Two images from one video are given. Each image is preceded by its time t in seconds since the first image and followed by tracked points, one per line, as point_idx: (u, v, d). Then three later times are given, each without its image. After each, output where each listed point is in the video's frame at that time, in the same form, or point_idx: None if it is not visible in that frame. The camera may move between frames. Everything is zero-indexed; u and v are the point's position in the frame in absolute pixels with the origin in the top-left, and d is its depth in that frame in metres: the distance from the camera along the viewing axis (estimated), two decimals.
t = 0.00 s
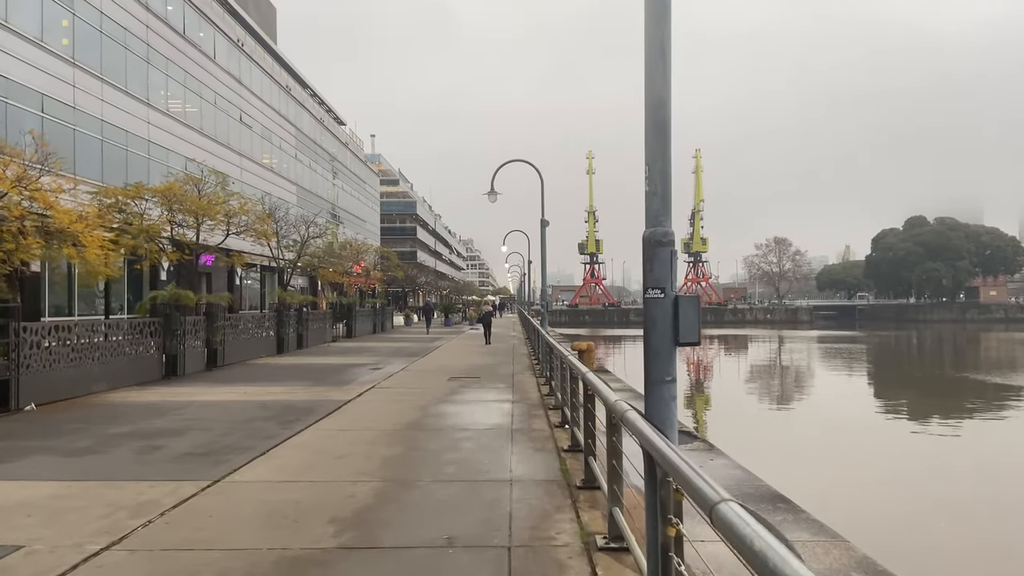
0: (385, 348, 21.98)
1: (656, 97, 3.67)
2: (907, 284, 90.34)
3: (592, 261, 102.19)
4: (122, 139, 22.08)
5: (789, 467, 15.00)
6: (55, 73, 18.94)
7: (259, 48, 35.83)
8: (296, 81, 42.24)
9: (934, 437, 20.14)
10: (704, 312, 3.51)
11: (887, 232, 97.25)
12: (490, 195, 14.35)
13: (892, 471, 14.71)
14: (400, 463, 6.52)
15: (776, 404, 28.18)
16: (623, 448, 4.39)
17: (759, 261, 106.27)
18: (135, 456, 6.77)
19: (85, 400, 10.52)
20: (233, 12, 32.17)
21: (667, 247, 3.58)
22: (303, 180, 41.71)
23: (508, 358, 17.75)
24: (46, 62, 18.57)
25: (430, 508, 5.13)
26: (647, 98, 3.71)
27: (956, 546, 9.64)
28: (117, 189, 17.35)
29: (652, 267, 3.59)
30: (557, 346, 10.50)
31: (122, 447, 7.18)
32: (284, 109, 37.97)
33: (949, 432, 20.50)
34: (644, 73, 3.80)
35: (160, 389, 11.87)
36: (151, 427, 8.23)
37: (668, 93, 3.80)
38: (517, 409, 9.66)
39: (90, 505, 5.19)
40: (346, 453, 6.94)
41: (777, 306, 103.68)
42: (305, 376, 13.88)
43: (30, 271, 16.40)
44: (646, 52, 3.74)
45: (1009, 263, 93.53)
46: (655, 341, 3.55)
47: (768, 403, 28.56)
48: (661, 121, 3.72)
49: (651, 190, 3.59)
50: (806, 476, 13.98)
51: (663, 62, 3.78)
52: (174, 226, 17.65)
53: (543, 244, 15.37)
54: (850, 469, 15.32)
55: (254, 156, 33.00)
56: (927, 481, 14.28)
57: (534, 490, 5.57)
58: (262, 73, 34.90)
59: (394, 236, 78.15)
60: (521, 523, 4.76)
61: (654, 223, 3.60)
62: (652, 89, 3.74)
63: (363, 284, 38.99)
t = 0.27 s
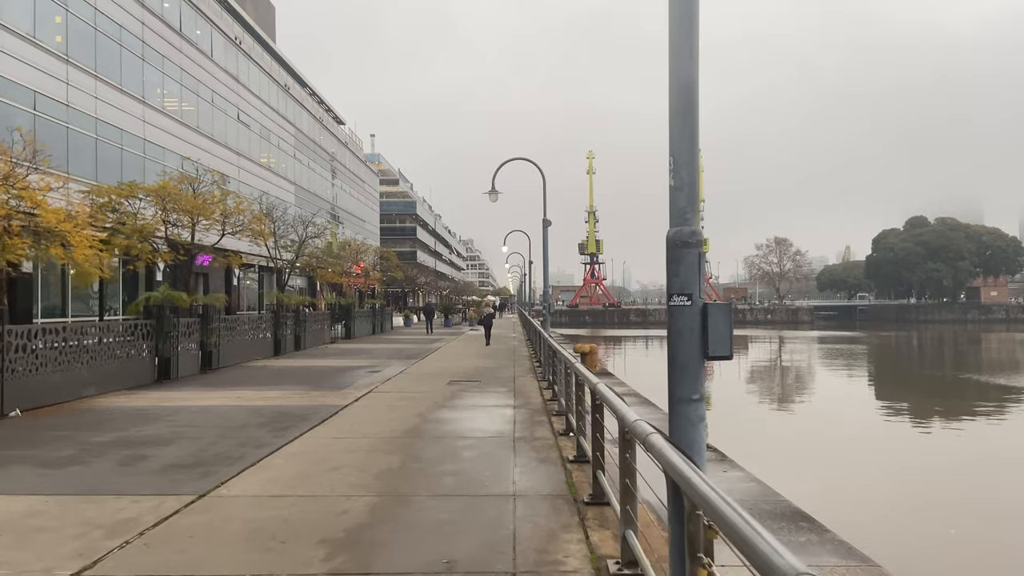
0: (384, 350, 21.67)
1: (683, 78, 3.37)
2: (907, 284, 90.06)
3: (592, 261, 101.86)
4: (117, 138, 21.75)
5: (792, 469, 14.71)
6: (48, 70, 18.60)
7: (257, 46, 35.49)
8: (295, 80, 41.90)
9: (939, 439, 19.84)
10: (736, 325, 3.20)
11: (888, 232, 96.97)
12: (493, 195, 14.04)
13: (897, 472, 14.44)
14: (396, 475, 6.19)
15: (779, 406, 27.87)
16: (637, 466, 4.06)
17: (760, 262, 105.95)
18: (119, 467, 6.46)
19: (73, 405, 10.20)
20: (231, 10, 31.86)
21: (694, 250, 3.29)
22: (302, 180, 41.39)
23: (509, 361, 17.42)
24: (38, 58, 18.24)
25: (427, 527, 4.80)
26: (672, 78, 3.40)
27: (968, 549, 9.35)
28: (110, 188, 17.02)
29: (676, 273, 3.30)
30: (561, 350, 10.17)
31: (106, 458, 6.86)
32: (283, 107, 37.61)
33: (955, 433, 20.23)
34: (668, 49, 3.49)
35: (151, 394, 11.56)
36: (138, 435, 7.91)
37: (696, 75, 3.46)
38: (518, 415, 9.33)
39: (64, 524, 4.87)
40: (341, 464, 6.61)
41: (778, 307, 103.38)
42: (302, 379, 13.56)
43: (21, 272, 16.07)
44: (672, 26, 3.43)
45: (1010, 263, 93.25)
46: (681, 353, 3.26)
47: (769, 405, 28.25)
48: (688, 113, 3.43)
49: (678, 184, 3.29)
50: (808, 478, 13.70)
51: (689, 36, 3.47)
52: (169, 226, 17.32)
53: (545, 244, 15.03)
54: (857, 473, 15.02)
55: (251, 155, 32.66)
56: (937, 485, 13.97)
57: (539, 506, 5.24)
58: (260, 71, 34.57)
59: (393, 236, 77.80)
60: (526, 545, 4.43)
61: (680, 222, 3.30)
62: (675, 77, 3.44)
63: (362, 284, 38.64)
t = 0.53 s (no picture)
0: (384, 350, 21.34)
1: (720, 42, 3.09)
2: (909, 283, 89.67)
3: (593, 261, 101.49)
4: (113, 134, 21.45)
5: (799, 470, 14.42)
6: (41, 65, 18.28)
7: (256, 43, 35.15)
8: (294, 78, 41.57)
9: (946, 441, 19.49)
10: (779, 324, 2.96)
11: (890, 232, 96.62)
12: (494, 189, 13.56)
13: (906, 473, 14.16)
14: (395, 482, 5.86)
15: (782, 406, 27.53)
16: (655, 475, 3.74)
17: (761, 261, 105.56)
18: (103, 474, 6.13)
19: (62, 407, 9.88)
20: (229, 6, 31.52)
21: (732, 236, 3.03)
22: (302, 178, 41.09)
23: (511, 361, 17.07)
24: (31, 53, 17.91)
25: (428, 540, 4.47)
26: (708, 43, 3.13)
27: (988, 556, 9.04)
28: (104, 185, 16.70)
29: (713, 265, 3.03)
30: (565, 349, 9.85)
31: (91, 463, 6.54)
32: (281, 105, 37.26)
33: (963, 434, 19.92)
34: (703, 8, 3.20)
35: (144, 395, 11.24)
36: (126, 439, 7.58)
37: (733, 40, 3.18)
38: (522, 418, 8.99)
39: (39, 536, 4.54)
40: (337, 469, 6.28)
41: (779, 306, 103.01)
42: (299, 380, 13.21)
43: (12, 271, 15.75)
44: None
45: (1012, 263, 92.86)
46: (717, 358, 3.01)
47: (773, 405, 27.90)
48: (725, 87, 3.15)
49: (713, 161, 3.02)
50: (815, 478, 13.40)
51: None
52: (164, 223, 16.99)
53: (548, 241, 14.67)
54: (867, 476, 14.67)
55: (250, 153, 32.33)
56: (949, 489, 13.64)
57: (547, 517, 4.91)
58: (259, 68, 34.22)
59: (393, 236, 77.41)
60: (534, 559, 4.11)
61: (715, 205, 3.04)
62: (710, 45, 3.16)
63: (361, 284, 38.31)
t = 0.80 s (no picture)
0: (382, 351, 21.03)
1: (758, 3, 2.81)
2: (910, 283, 89.34)
3: (593, 261, 101.13)
4: (107, 131, 21.16)
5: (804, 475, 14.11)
6: (33, 61, 17.97)
7: (254, 41, 34.86)
8: (293, 76, 41.27)
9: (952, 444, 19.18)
10: (825, 332, 2.67)
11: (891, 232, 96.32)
12: (494, 187, 13.22)
13: (913, 475, 13.91)
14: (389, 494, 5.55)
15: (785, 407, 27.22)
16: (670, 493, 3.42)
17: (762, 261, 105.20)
18: (83, 484, 5.84)
19: (49, 411, 9.58)
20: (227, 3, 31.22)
21: (770, 228, 2.73)
22: (301, 177, 40.79)
23: (512, 363, 16.75)
24: (23, 49, 17.61)
25: (422, 560, 4.15)
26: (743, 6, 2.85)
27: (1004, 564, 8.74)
28: (98, 183, 16.40)
29: (749, 263, 2.74)
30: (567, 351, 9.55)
31: (72, 472, 6.25)
32: (280, 103, 36.94)
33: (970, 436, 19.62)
34: None
35: (134, 398, 10.94)
36: (111, 446, 7.28)
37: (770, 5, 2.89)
38: (523, 422, 8.67)
39: (6, 555, 4.24)
40: (328, 480, 5.97)
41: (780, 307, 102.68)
42: (294, 383, 12.90)
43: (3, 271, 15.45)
44: None
45: (1014, 263, 92.56)
46: (756, 368, 2.72)
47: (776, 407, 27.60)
48: (761, 59, 2.86)
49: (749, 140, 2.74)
50: (823, 483, 13.08)
51: None
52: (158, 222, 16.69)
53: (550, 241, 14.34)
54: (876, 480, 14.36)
55: (248, 152, 32.03)
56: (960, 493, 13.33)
57: (550, 533, 4.60)
58: (257, 66, 33.93)
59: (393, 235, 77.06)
60: None
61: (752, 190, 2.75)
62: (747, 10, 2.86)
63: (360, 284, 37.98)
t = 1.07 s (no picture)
0: (380, 352, 20.68)
1: None
2: (912, 283, 89.03)
3: (594, 261, 100.83)
4: (101, 128, 20.86)
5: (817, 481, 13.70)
6: (25, 57, 17.65)
7: (252, 39, 34.55)
8: (292, 75, 40.95)
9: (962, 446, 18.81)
10: (888, 345, 2.23)
11: (893, 231, 95.92)
12: (494, 184, 12.88)
13: (923, 479, 13.47)
14: (382, 507, 5.21)
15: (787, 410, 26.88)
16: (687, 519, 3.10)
17: (763, 261, 104.77)
18: (58, 496, 5.52)
19: (32, 416, 9.25)
20: None
21: (823, 220, 2.28)
22: (299, 176, 40.47)
23: (512, 365, 16.38)
24: (14, 44, 17.28)
25: None
26: None
27: None
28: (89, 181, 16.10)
29: (799, 260, 2.29)
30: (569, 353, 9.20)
31: (48, 482, 5.94)
32: (278, 102, 36.62)
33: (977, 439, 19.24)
34: None
35: (123, 402, 10.61)
36: (92, 454, 6.96)
37: None
38: (523, 428, 8.32)
39: None
40: (317, 492, 5.63)
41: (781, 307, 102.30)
42: (289, 385, 12.57)
43: None
44: None
45: (1016, 262, 92.19)
46: (808, 387, 2.28)
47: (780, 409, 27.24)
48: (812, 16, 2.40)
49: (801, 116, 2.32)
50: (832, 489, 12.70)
51: None
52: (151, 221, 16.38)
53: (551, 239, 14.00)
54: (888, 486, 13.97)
55: (245, 150, 31.71)
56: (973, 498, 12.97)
57: (553, 553, 4.27)
58: (255, 64, 33.59)
59: (393, 235, 76.79)
60: None
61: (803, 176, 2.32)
62: None
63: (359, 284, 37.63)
